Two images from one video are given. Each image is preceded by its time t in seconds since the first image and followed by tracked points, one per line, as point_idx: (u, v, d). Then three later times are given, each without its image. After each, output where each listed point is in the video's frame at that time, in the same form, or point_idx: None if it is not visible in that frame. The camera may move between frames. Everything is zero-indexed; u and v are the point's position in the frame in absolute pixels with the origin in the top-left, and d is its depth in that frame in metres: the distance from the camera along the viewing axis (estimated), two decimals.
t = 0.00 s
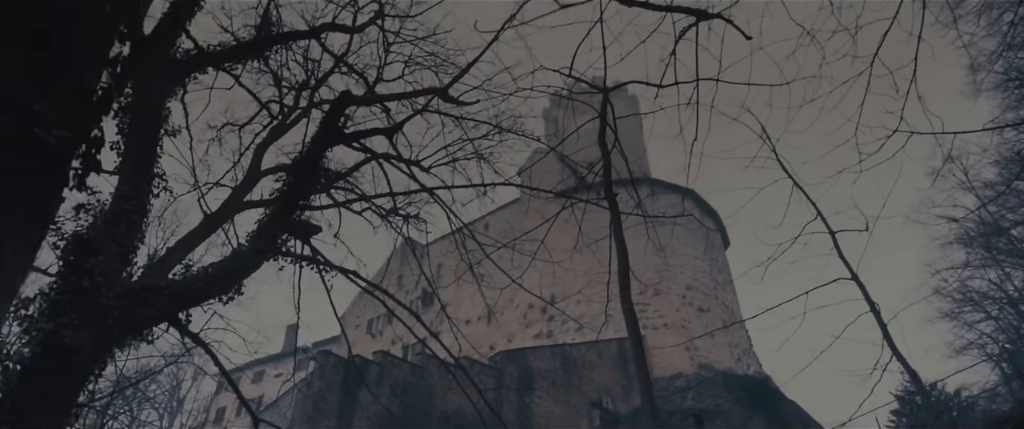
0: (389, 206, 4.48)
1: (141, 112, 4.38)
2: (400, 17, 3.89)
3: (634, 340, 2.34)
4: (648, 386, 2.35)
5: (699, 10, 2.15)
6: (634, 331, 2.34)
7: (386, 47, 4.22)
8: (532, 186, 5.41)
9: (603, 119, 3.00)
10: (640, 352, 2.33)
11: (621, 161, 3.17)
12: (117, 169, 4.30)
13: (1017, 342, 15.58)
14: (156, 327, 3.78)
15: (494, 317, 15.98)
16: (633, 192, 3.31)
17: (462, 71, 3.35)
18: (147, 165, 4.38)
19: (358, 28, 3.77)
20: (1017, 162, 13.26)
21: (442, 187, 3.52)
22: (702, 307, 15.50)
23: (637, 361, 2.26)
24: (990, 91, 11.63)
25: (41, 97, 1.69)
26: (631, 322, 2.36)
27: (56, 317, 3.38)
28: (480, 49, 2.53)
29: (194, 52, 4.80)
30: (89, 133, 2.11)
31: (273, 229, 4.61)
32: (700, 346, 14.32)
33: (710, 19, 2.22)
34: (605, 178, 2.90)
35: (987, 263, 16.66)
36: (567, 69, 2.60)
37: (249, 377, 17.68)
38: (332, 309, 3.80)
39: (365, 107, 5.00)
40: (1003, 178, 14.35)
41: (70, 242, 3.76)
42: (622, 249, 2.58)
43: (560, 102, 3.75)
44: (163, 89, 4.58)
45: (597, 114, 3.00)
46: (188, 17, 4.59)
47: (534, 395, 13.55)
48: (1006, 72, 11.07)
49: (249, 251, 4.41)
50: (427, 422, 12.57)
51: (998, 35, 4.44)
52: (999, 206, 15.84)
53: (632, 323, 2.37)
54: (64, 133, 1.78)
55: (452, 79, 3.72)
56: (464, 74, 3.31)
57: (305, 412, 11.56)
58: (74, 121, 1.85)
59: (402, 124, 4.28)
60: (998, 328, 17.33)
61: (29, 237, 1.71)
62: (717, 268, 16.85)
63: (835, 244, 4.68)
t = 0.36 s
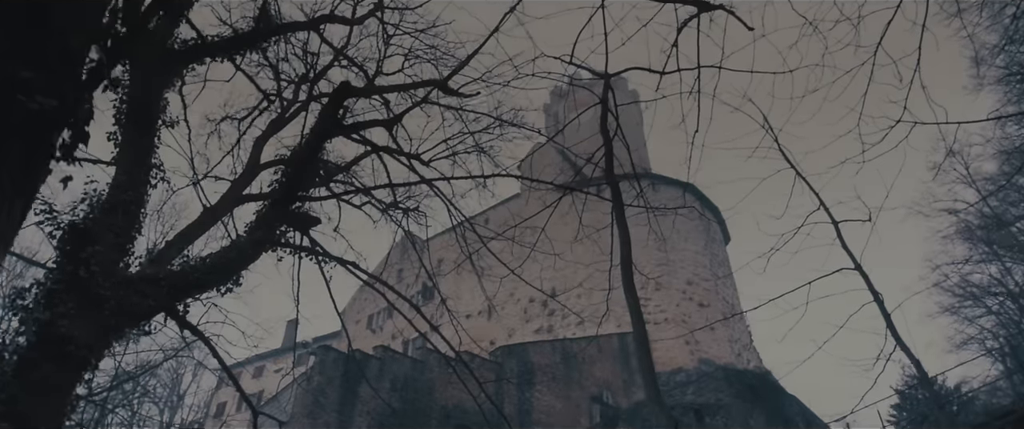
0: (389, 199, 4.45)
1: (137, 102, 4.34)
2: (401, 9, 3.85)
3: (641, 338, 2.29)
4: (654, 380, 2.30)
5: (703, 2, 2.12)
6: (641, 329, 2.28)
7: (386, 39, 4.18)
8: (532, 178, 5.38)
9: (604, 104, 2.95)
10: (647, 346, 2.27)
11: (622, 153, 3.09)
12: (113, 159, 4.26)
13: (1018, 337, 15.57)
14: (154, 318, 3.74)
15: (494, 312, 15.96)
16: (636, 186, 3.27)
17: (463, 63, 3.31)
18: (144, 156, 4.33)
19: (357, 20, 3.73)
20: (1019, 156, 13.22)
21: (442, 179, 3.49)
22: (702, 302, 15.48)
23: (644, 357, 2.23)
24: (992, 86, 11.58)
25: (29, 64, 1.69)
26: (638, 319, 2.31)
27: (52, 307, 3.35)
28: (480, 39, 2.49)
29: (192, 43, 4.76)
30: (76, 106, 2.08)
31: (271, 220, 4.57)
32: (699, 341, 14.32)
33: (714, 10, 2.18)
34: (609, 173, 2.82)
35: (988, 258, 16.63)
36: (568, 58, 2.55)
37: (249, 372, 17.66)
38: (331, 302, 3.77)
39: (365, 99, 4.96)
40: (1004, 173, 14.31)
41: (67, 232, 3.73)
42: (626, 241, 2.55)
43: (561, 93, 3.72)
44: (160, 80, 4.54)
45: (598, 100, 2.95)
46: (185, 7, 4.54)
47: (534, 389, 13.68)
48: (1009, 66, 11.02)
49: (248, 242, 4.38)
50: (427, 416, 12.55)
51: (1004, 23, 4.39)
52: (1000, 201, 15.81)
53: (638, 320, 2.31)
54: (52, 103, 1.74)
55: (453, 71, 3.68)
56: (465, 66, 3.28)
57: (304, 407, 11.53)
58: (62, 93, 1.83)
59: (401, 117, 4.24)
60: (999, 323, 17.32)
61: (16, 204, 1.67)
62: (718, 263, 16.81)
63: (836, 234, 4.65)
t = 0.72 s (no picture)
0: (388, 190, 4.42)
1: (134, 91, 4.31)
2: None
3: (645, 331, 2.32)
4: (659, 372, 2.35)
5: None
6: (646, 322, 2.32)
7: (386, 31, 4.16)
8: (532, 170, 5.39)
9: (607, 91, 2.91)
10: (652, 339, 2.32)
11: (624, 137, 3.04)
12: (110, 148, 4.23)
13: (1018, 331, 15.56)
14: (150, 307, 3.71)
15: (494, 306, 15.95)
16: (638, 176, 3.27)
17: (463, 53, 3.30)
18: (142, 146, 4.30)
19: (356, 11, 3.70)
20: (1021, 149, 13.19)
21: (441, 170, 3.48)
22: (702, 296, 15.46)
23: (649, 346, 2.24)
24: (993, 79, 11.58)
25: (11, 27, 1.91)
26: (643, 313, 2.34)
27: (47, 295, 3.32)
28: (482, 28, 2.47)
29: (190, 33, 4.74)
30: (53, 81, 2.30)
31: (269, 210, 4.53)
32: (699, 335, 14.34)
33: None
34: (612, 155, 2.77)
35: (989, 252, 16.62)
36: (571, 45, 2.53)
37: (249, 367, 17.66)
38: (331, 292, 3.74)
39: (364, 90, 4.93)
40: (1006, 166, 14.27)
41: (63, 221, 3.71)
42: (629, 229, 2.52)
43: (562, 85, 3.71)
44: (157, 69, 4.51)
45: (601, 86, 2.90)
46: None
47: (534, 383, 13.62)
48: (1011, 59, 11.00)
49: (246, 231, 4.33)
50: (427, 410, 12.54)
51: (1010, 10, 4.34)
52: (1000, 195, 15.80)
53: (643, 313, 2.35)
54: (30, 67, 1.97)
55: (453, 62, 3.67)
56: (465, 56, 3.26)
57: (305, 400, 11.53)
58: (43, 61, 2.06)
59: (401, 108, 4.22)
60: (999, 317, 17.31)
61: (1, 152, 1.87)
62: (718, 257, 16.79)
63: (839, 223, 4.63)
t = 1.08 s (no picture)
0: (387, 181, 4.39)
1: (131, 80, 4.27)
2: None
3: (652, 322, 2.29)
4: (664, 361, 2.34)
5: None
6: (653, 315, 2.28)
7: (386, 21, 4.11)
8: (531, 161, 5.36)
9: (610, 76, 2.85)
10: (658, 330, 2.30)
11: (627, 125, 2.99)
12: (107, 136, 4.19)
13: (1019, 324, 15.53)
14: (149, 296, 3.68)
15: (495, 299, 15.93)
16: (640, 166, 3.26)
17: (463, 42, 3.25)
18: (140, 135, 4.25)
19: None
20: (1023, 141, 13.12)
21: (441, 160, 3.45)
22: (703, 289, 15.43)
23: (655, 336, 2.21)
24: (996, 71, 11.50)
25: None
26: (649, 304, 2.31)
27: (42, 283, 3.28)
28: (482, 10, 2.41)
29: (188, 21, 4.69)
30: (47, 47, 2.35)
31: (267, 199, 4.49)
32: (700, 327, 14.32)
33: None
34: (613, 139, 2.71)
35: (990, 245, 16.57)
36: (574, 28, 2.46)
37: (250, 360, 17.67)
38: (331, 281, 3.72)
39: (364, 80, 4.89)
40: (1007, 158, 14.19)
41: (59, 209, 3.67)
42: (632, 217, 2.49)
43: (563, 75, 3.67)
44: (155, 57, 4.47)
45: (604, 71, 2.85)
46: None
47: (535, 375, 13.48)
48: (1014, 51, 10.92)
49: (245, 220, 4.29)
50: (428, 403, 12.54)
51: None
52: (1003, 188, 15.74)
53: (649, 303, 2.31)
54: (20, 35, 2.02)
55: (454, 52, 3.63)
56: (466, 45, 3.22)
57: (305, 393, 11.52)
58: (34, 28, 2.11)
59: (401, 97, 4.19)
60: (1000, 310, 17.28)
61: None
62: (718, 250, 16.76)
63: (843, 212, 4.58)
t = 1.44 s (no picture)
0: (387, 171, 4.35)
1: (128, 68, 4.23)
2: None
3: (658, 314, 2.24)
4: (671, 348, 2.31)
5: None
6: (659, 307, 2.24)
7: (385, 9, 4.07)
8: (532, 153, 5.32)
9: (612, 59, 2.81)
10: (664, 319, 2.26)
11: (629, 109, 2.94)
12: (105, 125, 4.16)
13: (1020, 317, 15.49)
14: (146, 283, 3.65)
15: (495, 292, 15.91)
16: (645, 160, 3.26)
17: (463, 30, 3.21)
18: (137, 123, 4.21)
19: None
20: None
21: (441, 149, 3.41)
22: (704, 282, 15.40)
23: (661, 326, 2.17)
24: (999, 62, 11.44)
25: None
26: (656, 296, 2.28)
27: (38, 270, 3.25)
28: None
29: (187, 9, 4.65)
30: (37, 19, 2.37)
31: (267, 189, 4.45)
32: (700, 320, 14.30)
33: None
34: (619, 127, 2.65)
35: (992, 237, 16.52)
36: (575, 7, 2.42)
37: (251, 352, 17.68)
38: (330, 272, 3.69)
39: (364, 71, 4.85)
40: (1010, 151, 14.15)
41: (56, 197, 3.64)
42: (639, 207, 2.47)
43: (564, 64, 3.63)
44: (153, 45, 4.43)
45: (606, 55, 2.80)
46: None
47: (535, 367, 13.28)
48: (1017, 42, 10.86)
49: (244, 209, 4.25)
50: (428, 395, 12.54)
51: None
52: (1004, 180, 15.68)
53: (656, 297, 2.27)
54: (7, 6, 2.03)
55: (454, 41, 3.60)
56: (466, 32, 3.18)
57: (304, 384, 11.52)
58: None
59: (401, 87, 4.16)
60: (1001, 302, 17.24)
61: None
62: (719, 243, 16.74)
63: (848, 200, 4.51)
